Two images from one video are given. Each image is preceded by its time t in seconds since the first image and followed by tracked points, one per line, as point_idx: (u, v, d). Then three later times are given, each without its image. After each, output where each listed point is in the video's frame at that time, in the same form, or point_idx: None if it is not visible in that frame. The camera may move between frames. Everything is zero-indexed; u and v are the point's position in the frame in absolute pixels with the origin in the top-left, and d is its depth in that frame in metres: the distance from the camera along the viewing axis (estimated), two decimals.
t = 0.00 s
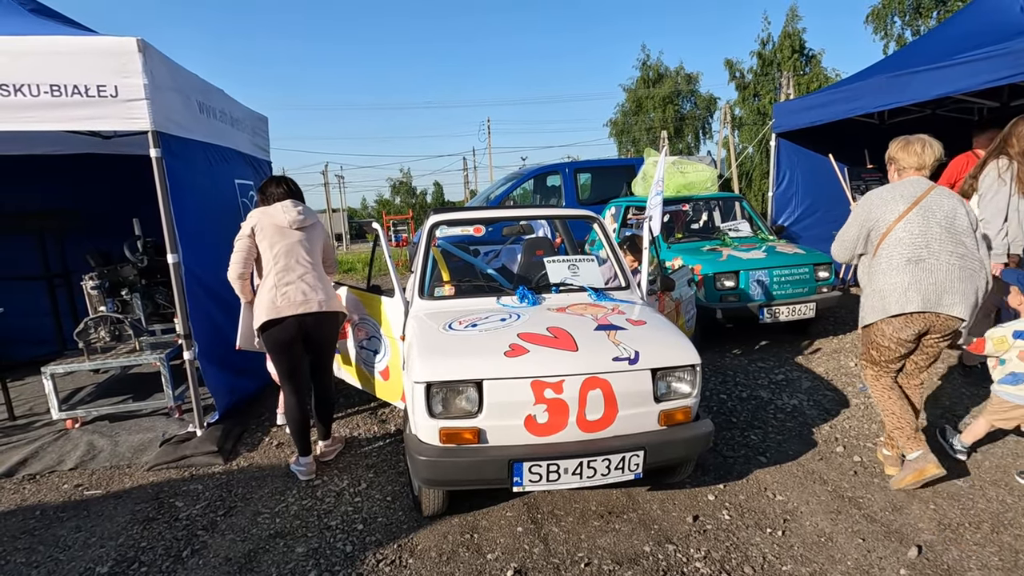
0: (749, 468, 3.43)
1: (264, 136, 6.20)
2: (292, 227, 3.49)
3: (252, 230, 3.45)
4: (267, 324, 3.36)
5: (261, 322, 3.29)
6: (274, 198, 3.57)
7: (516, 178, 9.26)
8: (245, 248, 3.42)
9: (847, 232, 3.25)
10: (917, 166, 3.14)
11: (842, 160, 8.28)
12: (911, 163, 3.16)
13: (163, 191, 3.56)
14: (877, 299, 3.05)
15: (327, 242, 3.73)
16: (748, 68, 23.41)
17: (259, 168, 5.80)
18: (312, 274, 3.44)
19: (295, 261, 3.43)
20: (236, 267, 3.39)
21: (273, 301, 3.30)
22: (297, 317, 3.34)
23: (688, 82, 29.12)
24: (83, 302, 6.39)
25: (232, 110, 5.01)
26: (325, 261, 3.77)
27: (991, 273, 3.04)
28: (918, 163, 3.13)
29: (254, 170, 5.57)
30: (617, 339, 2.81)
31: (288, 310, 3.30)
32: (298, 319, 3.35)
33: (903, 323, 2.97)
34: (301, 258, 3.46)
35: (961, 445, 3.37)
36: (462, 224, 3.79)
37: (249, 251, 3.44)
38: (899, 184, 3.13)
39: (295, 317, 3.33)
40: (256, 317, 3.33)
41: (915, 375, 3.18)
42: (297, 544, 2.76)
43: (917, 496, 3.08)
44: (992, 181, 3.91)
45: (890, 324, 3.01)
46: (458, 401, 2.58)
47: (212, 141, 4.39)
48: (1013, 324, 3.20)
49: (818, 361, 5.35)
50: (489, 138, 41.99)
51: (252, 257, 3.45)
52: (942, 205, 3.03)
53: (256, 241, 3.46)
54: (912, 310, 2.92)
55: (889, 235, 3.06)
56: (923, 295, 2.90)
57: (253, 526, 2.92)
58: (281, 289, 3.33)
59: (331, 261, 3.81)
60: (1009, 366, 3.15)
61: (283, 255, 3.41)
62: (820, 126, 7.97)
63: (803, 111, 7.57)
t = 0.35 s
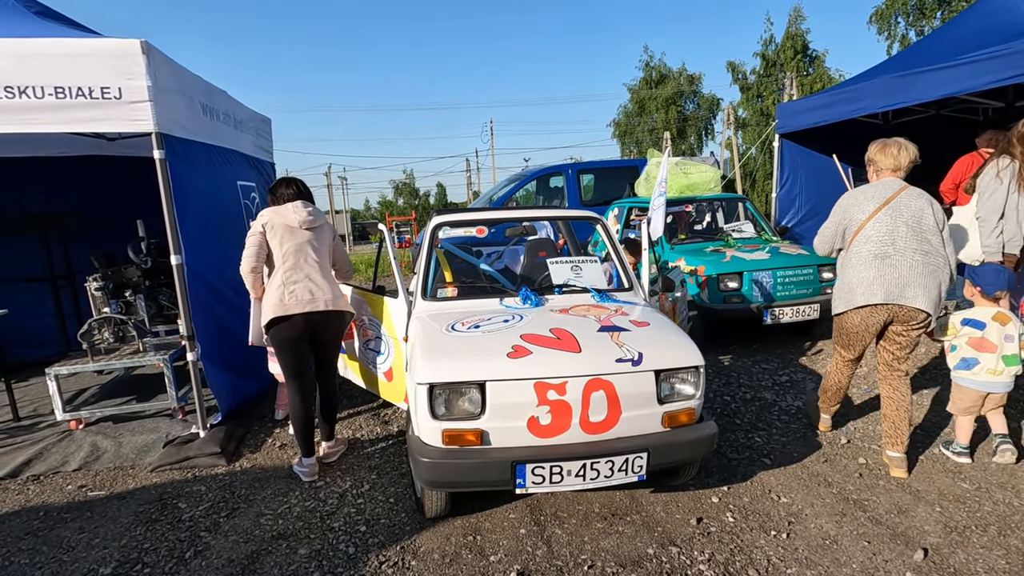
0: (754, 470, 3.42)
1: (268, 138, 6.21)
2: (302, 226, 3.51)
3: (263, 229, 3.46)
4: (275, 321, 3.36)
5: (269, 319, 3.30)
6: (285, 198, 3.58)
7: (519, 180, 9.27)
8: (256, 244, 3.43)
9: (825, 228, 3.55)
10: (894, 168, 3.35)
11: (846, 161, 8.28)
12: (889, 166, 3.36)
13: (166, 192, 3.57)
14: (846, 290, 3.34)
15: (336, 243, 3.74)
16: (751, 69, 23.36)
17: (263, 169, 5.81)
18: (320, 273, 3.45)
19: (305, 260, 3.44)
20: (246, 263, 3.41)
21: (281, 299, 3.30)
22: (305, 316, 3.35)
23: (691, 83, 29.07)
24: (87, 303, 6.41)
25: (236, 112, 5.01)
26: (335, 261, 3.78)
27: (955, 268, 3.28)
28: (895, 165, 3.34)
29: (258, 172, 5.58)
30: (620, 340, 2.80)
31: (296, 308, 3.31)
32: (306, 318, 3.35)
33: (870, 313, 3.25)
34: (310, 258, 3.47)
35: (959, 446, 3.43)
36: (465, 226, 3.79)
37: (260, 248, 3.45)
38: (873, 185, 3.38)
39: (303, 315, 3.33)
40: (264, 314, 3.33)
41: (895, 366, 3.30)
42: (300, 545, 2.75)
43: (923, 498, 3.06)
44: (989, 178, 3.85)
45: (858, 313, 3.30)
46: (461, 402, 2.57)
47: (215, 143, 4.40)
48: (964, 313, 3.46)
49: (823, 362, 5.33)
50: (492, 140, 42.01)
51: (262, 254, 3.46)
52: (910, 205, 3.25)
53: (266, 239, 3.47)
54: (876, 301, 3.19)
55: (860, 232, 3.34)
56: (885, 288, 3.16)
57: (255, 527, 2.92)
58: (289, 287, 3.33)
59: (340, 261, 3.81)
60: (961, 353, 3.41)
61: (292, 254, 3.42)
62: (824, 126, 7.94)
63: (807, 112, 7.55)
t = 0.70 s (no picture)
0: (756, 471, 3.41)
1: (270, 139, 6.23)
2: (311, 225, 3.52)
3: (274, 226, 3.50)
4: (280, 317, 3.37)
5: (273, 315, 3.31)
6: (296, 196, 3.59)
7: (521, 180, 9.26)
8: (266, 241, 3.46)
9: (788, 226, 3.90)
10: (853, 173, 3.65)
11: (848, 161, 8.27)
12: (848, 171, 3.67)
13: (168, 192, 3.57)
14: (801, 280, 3.69)
15: (345, 243, 3.74)
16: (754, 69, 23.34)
17: (265, 170, 5.83)
18: (326, 272, 3.45)
19: (312, 258, 3.45)
20: (255, 259, 3.43)
21: (286, 296, 3.31)
22: (309, 313, 3.35)
23: (693, 83, 29.04)
24: (90, 304, 6.41)
25: (239, 113, 5.03)
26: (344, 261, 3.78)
27: (905, 267, 3.57)
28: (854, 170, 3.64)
29: (260, 172, 5.59)
30: (622, 341, 2.80)
31: (301, 305, 3.31)
32: (311, 315, 3.35)
33: (819, 300, 3.60)
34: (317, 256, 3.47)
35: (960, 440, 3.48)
36: (466, 226, 3.78)
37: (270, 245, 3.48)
38: (833, 188, 3.71)
39: (308, 313, 3.34)
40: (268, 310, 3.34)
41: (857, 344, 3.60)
42: (302, 546, 2.75)
43: (926, 499, 3.05)
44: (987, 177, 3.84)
45: (810, 301, 3.65)
46: (463, 403, 2.57)
47: (218, 144, 4.41)
48: (946, 305, 3.57)
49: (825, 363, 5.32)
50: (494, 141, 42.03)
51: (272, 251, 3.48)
52: (863, 206, 3.56)
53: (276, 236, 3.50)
54: (825, 289, 3.53)
55: (816, 227, 3.68)
56: (834, 279, 3.50)
57: (257, 528, 2.92)
58: (295, 284, 3.34)
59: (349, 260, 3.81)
60: (946, 345, 3.52)
61: (299, 252, 3.43)
62: (827, 126, 7.92)
63: (809, 112, 7.54)
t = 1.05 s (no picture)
0: (757, 469, 3.41)
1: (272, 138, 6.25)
2: (306, 223, 3.52)
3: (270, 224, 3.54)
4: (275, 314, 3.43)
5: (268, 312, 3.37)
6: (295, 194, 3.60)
7: (522, 180, 9.28)
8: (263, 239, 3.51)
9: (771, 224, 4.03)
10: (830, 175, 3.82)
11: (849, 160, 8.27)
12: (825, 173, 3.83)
13: (171, 192, 3.59)
14: (781, 272, 3.80)
15: (343, 241, 3.74)
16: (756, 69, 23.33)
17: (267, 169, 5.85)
18: (320, 271, 3.46)
19: (306, 257, 3.46)
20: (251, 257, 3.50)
21: (280, 295, 3.36)
22: (303, 313, 3.38)
23: (695, 83, 29.01)
24: (94, 304, 6.45)
25: (241, 113, 5.05)
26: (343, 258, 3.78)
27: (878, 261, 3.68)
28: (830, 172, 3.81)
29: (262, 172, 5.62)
30: (622, 339, 2.81)
31: (294, 305, 3.35)
32: (304, 315, 3.38)
33: (801, 291, 3.70)
34: (312, 254, 3.48)
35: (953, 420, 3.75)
36: (467, 225, 3.80)
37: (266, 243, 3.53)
38: (810, 187, 3.87)
39: (301, 313, 3.37)
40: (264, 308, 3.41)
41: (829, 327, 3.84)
42: (303, 543, 2.77)
43: (927, 497, 3.05)
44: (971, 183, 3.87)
45: (792, 292, 3.75)
46: (464, 401, 2.58)
47: (220, 144, 4.44)
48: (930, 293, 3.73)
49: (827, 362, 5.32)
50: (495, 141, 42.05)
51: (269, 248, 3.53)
52: (838, 202, 3.70)
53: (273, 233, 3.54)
54: (802, 279, 3.66)
55: (794, 223, 3.82)
56: (810, 269, 3.62)
57: (259, 525, 2.93)
58: (289, 284, 3.38)
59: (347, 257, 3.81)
60: (927, 331, 3.72)
61: (294, 251, 3.45)
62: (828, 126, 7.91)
63: (811, 112, 7.54)
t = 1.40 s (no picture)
0: (756, 465, 3.43)
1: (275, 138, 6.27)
2: (282, 222, 3.52)
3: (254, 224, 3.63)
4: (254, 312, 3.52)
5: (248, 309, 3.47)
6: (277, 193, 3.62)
7: (523, 180, 9.29)
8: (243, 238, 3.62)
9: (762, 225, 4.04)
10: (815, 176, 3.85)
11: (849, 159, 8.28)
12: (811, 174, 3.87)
13: (173, 190, 3.62)
14: (770, 268, 3.81)
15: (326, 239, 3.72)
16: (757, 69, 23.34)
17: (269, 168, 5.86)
18: (292, 270, 3.45)
19: (279, 256, 3.48)
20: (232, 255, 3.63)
21: (254, 295, 3.43)
22: (274, 312, 3.41)
23: (696, 83, 29.01)
24: (96, 303, 6.50)
25: (242, 112, 5.07)
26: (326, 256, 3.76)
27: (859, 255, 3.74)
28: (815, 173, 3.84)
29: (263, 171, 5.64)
30: (621, 336, 2.82)
31: (264, 304, 3.40)
32: (276, 313, 3.41)
33: (786, 285, 3.71)
34: (286, 254, 3.49)
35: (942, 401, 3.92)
36: (468, 223, 3.81)
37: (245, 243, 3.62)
38: (794, 188, 3.91)
39: (273, 311, 3.41)
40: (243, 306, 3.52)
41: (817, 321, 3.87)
42: (305, 539, 2.78)
43: (926, 493, 3.06)
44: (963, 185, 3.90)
45: (778, 285, 3.76)
46: (464, 397, 2.60)
47: (222, 143, 4.46)
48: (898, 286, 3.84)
49: (827, 360, 5.32)
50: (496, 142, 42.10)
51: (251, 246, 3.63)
52: (820, 202, 3.74)
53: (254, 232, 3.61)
54: (788, 275, 3.67)
55: (780, 222, 3.84)
56: (795, 265, 3.64)
57: (260, 521, 2.95)
58: (262, 283, 3.44)
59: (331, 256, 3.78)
60: (898, 322, 3.82)
61: (268, 250, 3.49)
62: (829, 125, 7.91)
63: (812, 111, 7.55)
